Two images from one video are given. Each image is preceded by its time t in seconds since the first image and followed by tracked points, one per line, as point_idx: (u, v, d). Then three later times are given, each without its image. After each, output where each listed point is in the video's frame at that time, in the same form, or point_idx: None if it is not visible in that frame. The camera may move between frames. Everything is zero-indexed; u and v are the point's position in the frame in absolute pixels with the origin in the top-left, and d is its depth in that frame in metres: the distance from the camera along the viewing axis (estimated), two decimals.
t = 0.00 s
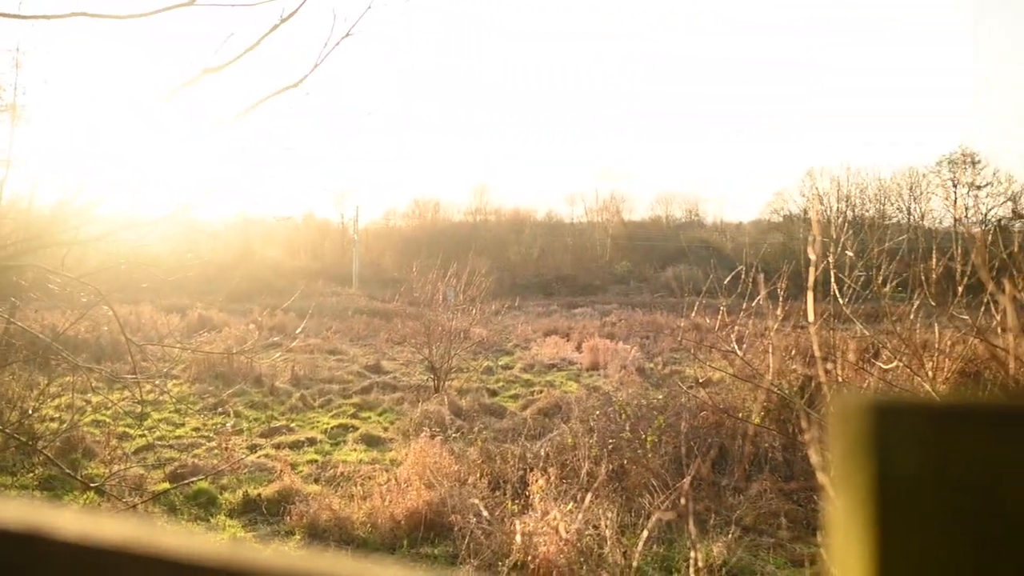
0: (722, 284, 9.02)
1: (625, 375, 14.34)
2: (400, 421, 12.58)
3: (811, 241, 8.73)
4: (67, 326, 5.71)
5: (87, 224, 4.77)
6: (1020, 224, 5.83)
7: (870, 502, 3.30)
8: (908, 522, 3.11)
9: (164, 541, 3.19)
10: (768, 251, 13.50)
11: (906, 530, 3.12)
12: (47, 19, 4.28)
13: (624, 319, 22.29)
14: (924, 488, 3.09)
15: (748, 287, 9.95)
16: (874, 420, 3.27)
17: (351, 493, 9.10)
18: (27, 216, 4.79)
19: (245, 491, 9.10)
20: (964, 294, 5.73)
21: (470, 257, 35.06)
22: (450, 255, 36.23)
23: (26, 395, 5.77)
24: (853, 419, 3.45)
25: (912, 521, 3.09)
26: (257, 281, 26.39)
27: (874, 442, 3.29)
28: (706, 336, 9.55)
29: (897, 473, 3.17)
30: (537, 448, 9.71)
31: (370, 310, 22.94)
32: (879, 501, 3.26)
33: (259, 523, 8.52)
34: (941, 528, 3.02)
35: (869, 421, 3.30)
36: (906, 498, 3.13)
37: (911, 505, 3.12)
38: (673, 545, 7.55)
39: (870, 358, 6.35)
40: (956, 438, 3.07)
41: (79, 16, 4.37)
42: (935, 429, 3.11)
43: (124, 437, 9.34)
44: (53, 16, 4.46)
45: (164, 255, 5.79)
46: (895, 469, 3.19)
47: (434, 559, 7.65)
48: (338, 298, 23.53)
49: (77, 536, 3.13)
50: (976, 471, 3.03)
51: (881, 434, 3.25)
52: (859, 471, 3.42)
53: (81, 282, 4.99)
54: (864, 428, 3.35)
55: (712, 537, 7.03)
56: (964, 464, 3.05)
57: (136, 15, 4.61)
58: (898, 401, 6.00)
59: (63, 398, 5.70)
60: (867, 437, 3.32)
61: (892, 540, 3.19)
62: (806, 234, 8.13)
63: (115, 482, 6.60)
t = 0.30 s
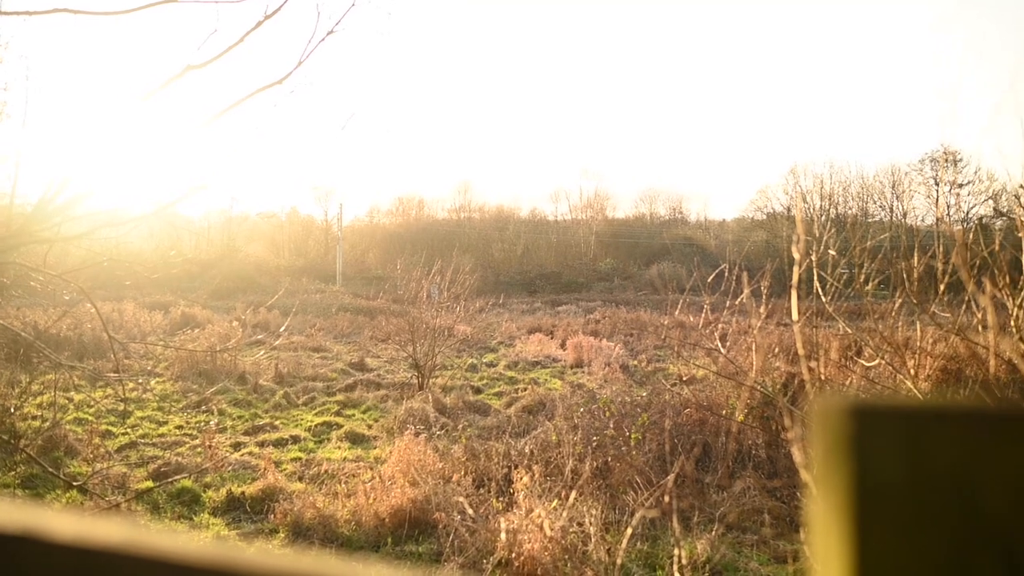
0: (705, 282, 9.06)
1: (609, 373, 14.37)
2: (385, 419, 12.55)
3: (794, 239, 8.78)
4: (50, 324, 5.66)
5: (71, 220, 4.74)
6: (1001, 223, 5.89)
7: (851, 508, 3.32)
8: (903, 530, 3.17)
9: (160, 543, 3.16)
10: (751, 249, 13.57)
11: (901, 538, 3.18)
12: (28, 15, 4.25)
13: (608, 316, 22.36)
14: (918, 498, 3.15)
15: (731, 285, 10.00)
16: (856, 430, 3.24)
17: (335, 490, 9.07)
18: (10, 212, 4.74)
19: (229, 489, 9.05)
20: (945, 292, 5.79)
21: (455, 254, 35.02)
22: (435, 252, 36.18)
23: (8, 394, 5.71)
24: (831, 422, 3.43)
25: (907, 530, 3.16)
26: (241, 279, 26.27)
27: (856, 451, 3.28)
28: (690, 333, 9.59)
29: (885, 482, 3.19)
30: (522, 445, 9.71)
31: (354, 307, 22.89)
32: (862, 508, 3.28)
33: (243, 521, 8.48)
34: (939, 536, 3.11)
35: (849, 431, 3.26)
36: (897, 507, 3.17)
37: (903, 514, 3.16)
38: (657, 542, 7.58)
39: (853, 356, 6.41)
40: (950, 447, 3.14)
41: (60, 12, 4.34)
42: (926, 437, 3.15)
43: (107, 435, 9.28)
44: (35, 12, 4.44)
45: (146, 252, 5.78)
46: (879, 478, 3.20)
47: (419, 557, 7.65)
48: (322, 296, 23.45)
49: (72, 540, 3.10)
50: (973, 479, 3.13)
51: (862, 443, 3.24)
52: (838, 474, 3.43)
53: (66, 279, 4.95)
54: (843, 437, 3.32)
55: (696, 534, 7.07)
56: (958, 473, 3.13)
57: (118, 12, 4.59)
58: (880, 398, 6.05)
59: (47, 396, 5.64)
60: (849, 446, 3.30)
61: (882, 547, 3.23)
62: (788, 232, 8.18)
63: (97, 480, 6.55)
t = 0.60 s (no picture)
0: (698, 279, 9.06)
1: (601, 370, 14.38)
2: (377, 417, 12.52)
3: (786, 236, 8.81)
4: (42, 322, 5.63)
5: (62, 218, 4.73)
6: (991, 219, 5.93)
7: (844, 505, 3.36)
8: (895, 525, 3.20)
9: (165, 536, 3.17)
10: (743, 246, 13.58)
11: (892, 533, 3.20)
12: (20, 13, 4.26)
13: (600, 314, 22.37)
14: (910, 493, 3.20)
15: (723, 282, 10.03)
16: (850, 424, 3.32)
17: (328, 488, 9.06)
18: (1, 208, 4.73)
19: (221, 487, 9.04)
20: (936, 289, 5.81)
21: (447, 251, 34.96)
22: (427, 249, 36.13)
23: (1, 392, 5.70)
24: (826, 421, 3.49)
25: (899, 524, 3.19)
26: (232, 277, 26.16)
27: (849, 447, 3.34)
28: (682, 330, 9.60)
29: (877, 476, 3.23)
30: (514, 442, 9.73)
31: (346, 305, 22.85)
32: (853, 504, 3.32)
33: (235, 518, 8.46)
34: (931, 530, 3.14)
35: (844, 425, 3.34)
36: (888, 503, 3.21)
37: (894, 508, 3.20)
38: (650, 538, 7.60)
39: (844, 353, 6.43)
40: (944, 443, 3.22)
41: (51, 10, 4.35)
42: (920, 434, 3.23)
43: (98, 433, 9.25)
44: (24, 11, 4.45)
45: (137, 249, 5.78)
46: (870, 474, 3.25)
47: (411, 554, 7.64)
48: (314, 294, 23.41)
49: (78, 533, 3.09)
50: (965, 475, 3.19)
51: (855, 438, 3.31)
52: (830, 472, 3.47)
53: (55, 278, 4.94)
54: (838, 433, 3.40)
55: (688, 530, 7.09)
56: (951, 468, 3.20)
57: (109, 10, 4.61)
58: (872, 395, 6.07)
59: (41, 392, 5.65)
60: (842, 442, 3.37)
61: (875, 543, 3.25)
62: (780, 229, 8.21)
63: (88, 478, 6.51)
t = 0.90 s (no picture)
0: (699, 277, 9.06)
1: (601, 368, 14.40)
2: (376, 415, 12.52)
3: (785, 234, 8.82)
4: (39, 321, 5.60)
5: (60, 215, 4.72)
6: (990, 217, 5.92)
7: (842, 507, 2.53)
8: (895, 529, 2.36)
9: (192, 539, 2.88)
10: (742, 244, 13.61)
11: (899, 537, 2.36)
12: (17, 10, 4.24)
13: (600, 312, 22.41)
14: (915, 491, 2.36)
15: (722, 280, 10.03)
16: (847, 416, 2.50)
17: (328, 487, 9.07)
18: None
19: (221, 486, 9.05)
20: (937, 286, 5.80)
21: (446, 249, 35.00)
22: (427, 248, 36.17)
23: None
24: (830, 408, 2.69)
25: (904, 527, 2.35)
26: (230, 275, 26.16)
27: (847, 443, 2.53)
28: (682, 328, 9.59)
29: (877, 471, 2.42)
30: (514, 441, 9.73)
31: (345, 303, 22.87)
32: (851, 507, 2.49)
33: (235, 517, 8.46)
34: (939, 534, 2.29)
35: (842, 419, 2.52)
36: (890, 503, 2.38)
37: (898, 509, 2.36)
38: (650, 537, 7.61)
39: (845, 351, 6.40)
40: (955, 435, 2.35)
41: (49, 7, 4.34)
42: (927, 424, 2.37)
43: (98, 431, 9.23)
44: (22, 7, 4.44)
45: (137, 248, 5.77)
46: (871, 468, 2.43)
47: (412, 552, 7.64)
48: (313, 293, 23.44)
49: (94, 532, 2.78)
50: (982, 471, 2.30)
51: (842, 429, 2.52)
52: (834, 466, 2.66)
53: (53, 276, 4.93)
54: (836, 423, 2.58)
55: (689, 529, 7.07)
56: (960, 462, 2.32)
57: (107, 6, 4.59)
58: (873, 393, 6.04)
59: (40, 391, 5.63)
60: (841, 435, 2.55)
61: (873, 550, 2.41)
62: (780, 227, 8.20)
63: (89, 477, 6.52)
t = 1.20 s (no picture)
0: (699, 277, 9.05)
1: (600, 368, 14.39)
2: (376, 415, 12.50)
3: (786, 234, 8.82)
4: (39, 320, 5.59)
5: (60, 215, 4.73)
6: (991, 216, 5.92)
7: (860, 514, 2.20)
8: (902, 529, 2.03)
9: (207, 543, 2.88)
10: (743, 244, 13.58)
11: (905, 538, 2.02)
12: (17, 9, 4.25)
13: (599, 312, 22.38)
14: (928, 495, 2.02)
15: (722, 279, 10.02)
16: (872, 410, 2.20)
17: (328, 486, 9.07)
18: None
19: (221, 485, 9.05)
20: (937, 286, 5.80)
21: (446, 249, 35.00)
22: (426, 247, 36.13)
23: None
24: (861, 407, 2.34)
25: (910, 526, 2.01)
26: (230, 274, 26.16)
27: (871, 441, 2.21)
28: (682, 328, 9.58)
29: (894, 470, 2.09)
30: (514, 441, 9.72)
31: (345, 302, 22.85)
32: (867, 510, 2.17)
33: (235, 516, 8.46)
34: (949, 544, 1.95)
35: (867, 413, 2.23)
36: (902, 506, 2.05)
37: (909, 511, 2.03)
38: (650, 536, 7.62)
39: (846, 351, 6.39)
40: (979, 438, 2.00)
41: (50, 7, 4.34)
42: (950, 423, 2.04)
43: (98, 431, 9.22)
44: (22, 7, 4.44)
45: (137, 248, 5.78)
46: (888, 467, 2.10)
47: (412, 552, 7.63)
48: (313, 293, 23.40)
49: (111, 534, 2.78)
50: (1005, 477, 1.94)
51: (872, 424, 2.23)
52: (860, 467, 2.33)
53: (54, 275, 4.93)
54: (862, 420, 2.28)
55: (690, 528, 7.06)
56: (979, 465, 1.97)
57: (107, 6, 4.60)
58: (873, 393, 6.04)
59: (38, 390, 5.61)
60: (866, 433, 2.24)
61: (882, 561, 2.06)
62: (780, 227, 8.20)
63: (88, 477, 6.51)
